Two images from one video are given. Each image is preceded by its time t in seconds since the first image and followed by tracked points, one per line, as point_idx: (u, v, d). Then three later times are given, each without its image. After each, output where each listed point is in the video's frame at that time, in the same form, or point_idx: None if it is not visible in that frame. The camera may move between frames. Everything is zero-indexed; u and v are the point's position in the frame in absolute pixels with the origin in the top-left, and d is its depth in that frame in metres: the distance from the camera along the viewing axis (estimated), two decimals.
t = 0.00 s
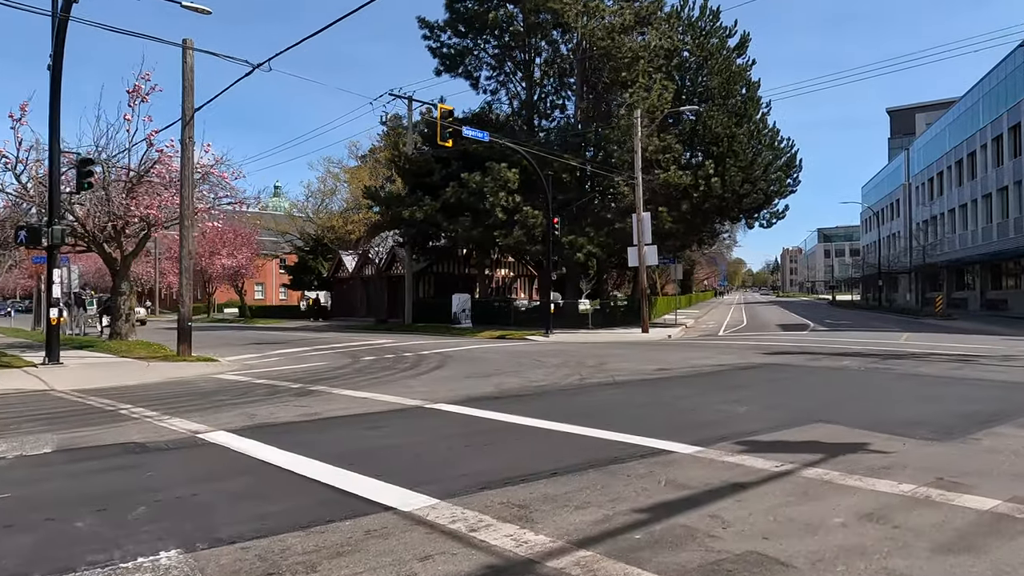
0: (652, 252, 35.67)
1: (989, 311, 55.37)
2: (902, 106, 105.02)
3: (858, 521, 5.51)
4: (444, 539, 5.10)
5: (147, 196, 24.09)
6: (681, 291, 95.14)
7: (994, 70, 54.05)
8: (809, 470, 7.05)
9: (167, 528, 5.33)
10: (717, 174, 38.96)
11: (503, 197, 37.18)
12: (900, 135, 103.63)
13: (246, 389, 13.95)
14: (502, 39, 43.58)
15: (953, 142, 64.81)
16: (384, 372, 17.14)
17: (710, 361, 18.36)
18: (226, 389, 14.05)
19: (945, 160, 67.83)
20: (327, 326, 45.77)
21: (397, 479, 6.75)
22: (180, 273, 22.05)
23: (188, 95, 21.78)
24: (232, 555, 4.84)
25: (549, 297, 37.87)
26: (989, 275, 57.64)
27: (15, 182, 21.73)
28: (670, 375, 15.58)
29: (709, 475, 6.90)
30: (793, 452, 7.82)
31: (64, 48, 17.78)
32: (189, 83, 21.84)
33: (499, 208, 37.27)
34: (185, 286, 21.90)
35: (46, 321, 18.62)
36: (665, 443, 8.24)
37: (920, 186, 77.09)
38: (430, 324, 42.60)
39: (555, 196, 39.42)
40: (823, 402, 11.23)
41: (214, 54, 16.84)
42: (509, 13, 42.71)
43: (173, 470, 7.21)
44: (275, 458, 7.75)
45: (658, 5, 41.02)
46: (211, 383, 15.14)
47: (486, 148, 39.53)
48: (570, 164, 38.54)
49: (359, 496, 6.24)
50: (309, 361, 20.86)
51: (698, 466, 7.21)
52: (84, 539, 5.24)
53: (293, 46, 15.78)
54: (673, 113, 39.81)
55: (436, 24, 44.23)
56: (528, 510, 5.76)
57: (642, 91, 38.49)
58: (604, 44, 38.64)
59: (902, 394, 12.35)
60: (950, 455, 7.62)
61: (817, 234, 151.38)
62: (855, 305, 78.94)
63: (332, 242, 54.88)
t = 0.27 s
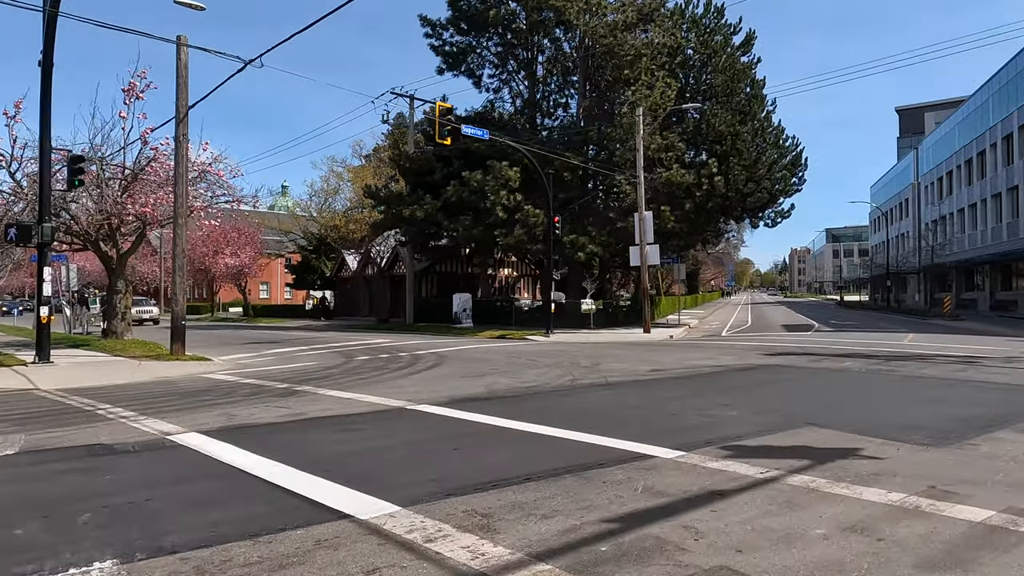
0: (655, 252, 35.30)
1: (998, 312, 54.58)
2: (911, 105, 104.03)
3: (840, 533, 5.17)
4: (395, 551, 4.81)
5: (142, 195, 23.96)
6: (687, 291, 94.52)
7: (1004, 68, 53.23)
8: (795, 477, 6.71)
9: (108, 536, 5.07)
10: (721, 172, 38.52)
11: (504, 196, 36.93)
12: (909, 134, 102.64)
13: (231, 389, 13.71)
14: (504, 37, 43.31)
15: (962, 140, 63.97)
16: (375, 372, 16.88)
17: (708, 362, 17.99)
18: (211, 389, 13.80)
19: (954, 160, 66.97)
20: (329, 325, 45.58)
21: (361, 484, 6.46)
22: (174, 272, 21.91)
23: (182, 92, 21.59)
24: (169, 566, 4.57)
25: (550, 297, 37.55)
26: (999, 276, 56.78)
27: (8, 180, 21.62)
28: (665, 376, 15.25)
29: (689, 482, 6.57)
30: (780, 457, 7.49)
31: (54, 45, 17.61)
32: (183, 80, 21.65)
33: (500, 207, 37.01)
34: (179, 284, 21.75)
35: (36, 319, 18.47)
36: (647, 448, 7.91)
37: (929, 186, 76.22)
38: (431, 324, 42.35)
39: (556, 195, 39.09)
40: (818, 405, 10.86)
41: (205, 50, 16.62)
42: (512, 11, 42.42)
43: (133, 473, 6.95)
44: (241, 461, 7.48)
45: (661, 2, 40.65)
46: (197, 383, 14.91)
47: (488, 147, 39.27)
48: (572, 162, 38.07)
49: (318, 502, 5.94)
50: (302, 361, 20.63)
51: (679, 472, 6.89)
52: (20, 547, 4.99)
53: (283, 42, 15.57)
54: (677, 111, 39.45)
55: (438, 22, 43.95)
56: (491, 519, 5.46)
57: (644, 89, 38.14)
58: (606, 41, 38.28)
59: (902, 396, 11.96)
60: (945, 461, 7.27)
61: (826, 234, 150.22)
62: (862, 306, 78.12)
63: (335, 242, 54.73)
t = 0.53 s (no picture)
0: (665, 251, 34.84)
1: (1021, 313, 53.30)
2: (932, 102, 102.18)
3: (829, 557, 4.83)
4: (350, 573, 4.55)
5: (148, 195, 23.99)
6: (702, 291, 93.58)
7: None
8: (788, 493, 6.34)
9: (55, 553, 4.85)
10: (734, 171, 37.94)
11: (514, 195, 36.66)
12: (930, 132, 100.86)
13: (225, 391, 13.54)
14: (515, 35, 42.99)
15: (984, 138, 62.56)
16: (374, 374, 16.65)
17: (714, 365, 17.56)
18: (205, 392, 13.65)
19: (976, 157, 65.54)
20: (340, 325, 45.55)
21: (331, 497, 6.20)
22: (178, 272, 21.92)
23: (186, 92, 21.53)
24: None
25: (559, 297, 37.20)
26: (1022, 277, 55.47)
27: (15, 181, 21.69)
28: (668, 380, 14.88)
29: (675, 497, 6.23)
30: (776, 470, 7.13)
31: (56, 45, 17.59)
32: (187, 80, 21.57)
33: (509, 206, 36.76)
34: (183, 285, 21.74)
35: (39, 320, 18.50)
36: (636, 459, 7.57)
37: (949, 184, 74.76)
38: (441, 324, 42.18)
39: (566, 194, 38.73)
40: (823, 412, 10.45)
41: (205, 49, 16.51)
42: (522, 8, 42.10)
43: (101, 482, 6.75)
44: (214, 470, 7.25)
45: None
46: (193, 385, 14.77)
47: (497, 146, 39.00)
48: (582, 161, 37.54)
49: (282, 517, 5.69)
50: (305, 361, 20.49)
51: (666, 486, 6.55)
52: None
53: (281, 40, 15.44)
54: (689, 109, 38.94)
55: (448, 20, 43.71)
56: (458, 537, 5.17)
57: (656, 87, 37.66)
58: (617, 39, 37.79)
59: (912, 403, 11.49)
60: (951, 476, 6.87)
61: (844, 233, 148.08)
62: (881, 306, 76.85)
63: (347, 242, 54.73)
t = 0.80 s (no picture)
0: (703, 248, 33.99)
1: None
2: (989, 92, 97.67)
3: None
4: None
5: (186, 194, 24.49)
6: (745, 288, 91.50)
7: None
8: (813, 504, 5.91)
9: (42, 553, 4.78)
10: (775, 165, 36.85)
11: (548, 192, 36.34)
12: (987, 123, 96.49)
13: (250, 387, 13.60)
14: (550, 30, 42.59)
15: None
16: (400, 371, 16.58)
17: (750, 365, 16.94)
18: (231, 388, 13.74)
19: None
20: (377, 322, 45.86)
21: (330, 500, 6.02)
22: (214, 270, 22.30)
23: (222, 92, 21.86)
24: None
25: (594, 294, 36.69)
26: None
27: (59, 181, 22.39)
28: (699, 380, 14.37)
29: (689, 506, 5.87)
30: (802, 479, 6.68)
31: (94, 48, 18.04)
32: (222, 80, 21.88)
33: (544, 203, 36.43)
34: (218, 282, 22.10)
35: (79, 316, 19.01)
36: (653, 464, 7.20)
37: (1008, 177, 71.32)
38: (476, 322, 42.09)
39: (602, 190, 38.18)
40: (860, 416, 9.87)
41: (235, 49, 16.67)
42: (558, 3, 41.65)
43: (107, 479, 6.74)
44: (220, 468, 7.18)
45: None
46: (221, 381, 14.91)
47: (532, 142, 38.70)
48: (618, 157, 36.86)
49: (276, 520, 5.54)
50: (335, 358, 20.57)
51: (681, 494, 6.18)
52: None
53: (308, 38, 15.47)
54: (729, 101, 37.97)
55: (483, 16, 43.55)
56: (452, 546, 4.92)
57: (694, 79, 36.82)
58: (653, 31, 37.05)
59: (960, 408, 10.78)
60: (997, 488, 6.31)
61: (896, 229, 142.95)
62: (934, 305, 73.85)
63: (384, 240, 55.17)
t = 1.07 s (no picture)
0: (746, 248, 33.01)
1: None
2: None
3: None
4: None
5: (228, 197, 25.01)
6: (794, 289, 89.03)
7: None
8: (845, 523, 5.47)
9: (39, 557, 4.75)
10: (823, 161, 35.61)
11: (587, 191, 35.94)
12: None
13: (280, 388, 13.71)
14: (590, 28, 42.15)
15: None
16: (430, 373, 16.47)
17: (792, 369, 16.27)
18: (261, 388, 13.84)
19: None
20: (417, 323, 46.12)
21: (335, 507, 5.86)
22: (253, 271, 22.69)
23: (260, 96, 22.24)
24: None
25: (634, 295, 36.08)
26: None
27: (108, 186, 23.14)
28: (736, 385, 13.85)
29: (709, 522, 5.50)
30: (836, 494, 6.22)
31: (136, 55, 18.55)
32: (261, 84, 22.23)
33: (582, 203, 36.01)
34: (257, 284, 22.48)
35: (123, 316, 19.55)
36: (676, 475, 6.84)
37: None
38: (514, 323, 41.90)
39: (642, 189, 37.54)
40: (906, 427, 9.26)
41: (271, 53, 16.89)
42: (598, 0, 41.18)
43: (122, 481, 6.75)
44: (233, 472, 7.13)
45: None
46: (254, 382, 15.06)
47: (571, 141, 38.33)
48: (658, 155, 36.17)
49: (278, 528, 5.39)
50: (370, 359, 20.64)
51: (701, 508, 5.82)
52: None
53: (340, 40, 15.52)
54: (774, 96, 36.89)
55: (522, 15, 43.41)
56: (449, 560, 4.69)
57: (737, 75, 35.89)
58: (695, 26, 36.26)
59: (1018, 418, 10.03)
60: None
61: (956, 227, 137.00)
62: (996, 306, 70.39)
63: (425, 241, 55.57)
